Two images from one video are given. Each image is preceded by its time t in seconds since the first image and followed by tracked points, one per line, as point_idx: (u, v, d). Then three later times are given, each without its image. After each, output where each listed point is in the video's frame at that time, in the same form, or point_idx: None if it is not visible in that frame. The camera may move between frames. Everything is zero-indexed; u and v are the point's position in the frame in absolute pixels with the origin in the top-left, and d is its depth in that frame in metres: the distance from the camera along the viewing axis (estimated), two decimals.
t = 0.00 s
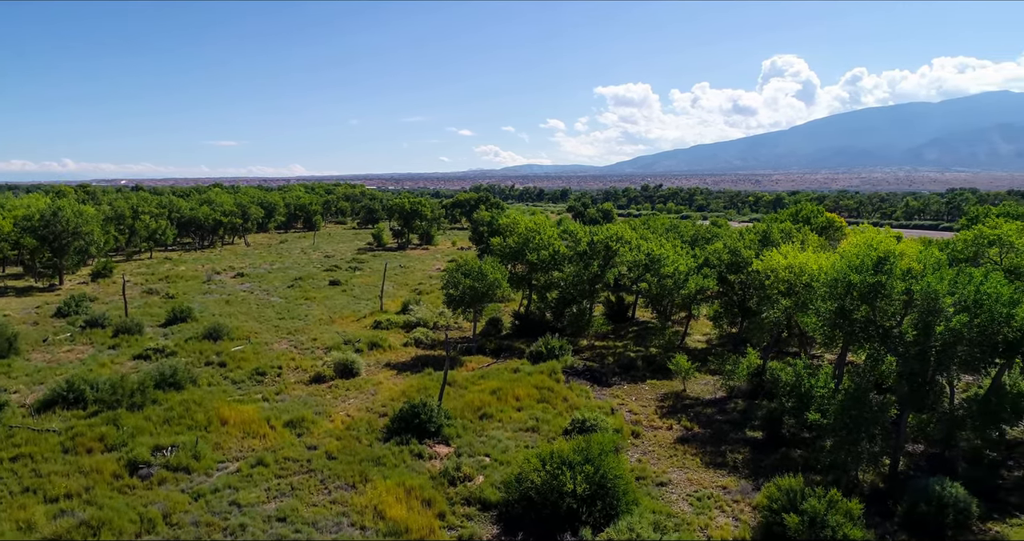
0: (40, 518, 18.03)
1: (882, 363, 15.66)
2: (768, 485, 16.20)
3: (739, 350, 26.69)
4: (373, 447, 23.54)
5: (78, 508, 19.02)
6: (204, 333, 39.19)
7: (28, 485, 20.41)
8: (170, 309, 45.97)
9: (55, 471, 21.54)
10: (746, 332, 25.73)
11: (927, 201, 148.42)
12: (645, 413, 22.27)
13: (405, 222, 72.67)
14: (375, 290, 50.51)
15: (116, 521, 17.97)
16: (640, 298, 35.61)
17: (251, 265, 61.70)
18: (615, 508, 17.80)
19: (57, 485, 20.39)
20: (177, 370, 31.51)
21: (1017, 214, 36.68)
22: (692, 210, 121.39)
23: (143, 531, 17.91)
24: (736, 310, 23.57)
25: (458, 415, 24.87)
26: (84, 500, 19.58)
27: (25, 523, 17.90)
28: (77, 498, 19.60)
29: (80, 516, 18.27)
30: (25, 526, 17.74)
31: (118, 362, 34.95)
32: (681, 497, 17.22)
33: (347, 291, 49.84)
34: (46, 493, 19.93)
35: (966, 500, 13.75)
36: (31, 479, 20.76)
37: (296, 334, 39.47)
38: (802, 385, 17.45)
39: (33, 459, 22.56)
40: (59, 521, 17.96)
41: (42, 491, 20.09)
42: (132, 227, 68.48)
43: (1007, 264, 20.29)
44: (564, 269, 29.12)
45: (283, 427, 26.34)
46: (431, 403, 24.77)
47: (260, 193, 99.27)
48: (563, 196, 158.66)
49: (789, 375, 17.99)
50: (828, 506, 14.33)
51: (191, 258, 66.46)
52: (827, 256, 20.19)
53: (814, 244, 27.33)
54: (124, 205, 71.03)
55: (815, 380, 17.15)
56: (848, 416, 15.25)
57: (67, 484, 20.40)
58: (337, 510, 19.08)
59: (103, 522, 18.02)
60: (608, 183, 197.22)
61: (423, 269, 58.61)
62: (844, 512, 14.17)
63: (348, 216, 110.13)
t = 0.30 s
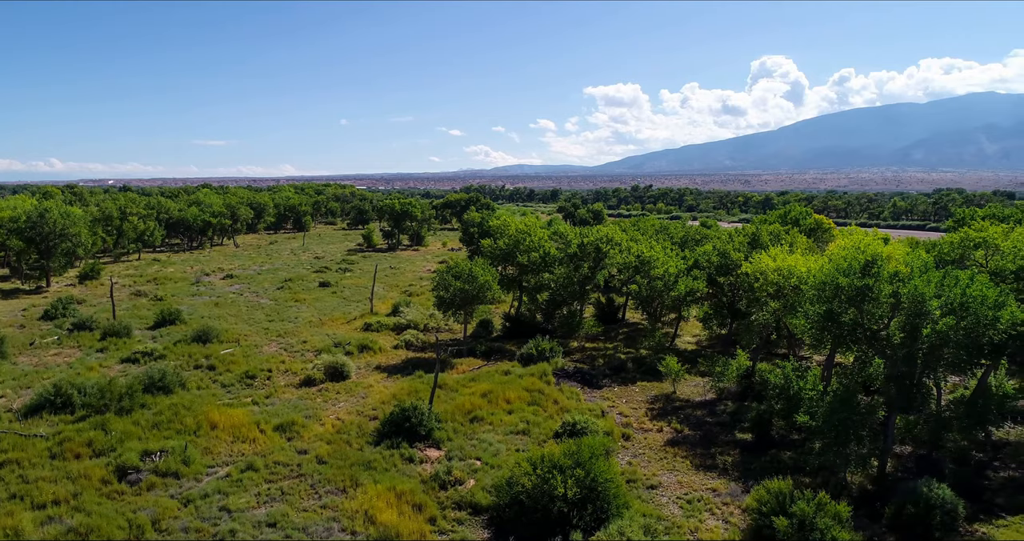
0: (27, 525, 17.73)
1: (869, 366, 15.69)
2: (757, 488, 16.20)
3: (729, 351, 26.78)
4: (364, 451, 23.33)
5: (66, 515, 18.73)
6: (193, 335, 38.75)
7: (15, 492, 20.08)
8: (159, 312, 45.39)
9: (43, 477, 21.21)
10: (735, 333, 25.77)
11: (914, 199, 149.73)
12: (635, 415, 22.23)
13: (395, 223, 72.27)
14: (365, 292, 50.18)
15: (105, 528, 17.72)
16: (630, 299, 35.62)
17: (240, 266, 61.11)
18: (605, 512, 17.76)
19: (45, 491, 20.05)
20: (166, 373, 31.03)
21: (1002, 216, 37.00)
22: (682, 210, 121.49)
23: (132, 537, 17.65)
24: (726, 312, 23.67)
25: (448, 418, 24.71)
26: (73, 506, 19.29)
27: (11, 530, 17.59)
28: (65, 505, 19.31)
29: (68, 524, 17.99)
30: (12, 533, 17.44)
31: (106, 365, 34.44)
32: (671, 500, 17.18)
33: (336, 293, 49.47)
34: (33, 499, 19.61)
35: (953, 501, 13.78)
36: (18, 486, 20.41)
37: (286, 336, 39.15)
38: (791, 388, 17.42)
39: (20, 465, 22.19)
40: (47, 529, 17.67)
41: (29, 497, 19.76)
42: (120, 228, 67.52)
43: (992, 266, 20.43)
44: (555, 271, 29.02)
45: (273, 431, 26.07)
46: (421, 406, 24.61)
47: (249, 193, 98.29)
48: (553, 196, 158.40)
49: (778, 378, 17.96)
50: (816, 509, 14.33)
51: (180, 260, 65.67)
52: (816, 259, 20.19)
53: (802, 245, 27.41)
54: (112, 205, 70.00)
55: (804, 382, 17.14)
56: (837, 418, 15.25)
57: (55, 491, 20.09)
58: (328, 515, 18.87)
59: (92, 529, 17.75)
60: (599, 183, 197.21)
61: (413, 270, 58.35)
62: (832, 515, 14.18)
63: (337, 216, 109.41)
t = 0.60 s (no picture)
0: (14, 533, 17.40)
1: (857, 368, 15.69)
2: (746, 491, 16.20)
3: (718, 352, 26.84)
4: (354, 455, 23.12)
5: (53, 522, 18.42)
6: (181, 339, 38.29)
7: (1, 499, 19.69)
8: (147, 314, 44.78)
9: (29, 483, 20.83)
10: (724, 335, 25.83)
11: (902, 197, 150.96)
12: (625, 418, 22.20)
13: (385, 224, 71.90)
14: (355, 294, 49.87)
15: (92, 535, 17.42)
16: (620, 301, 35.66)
17: (229, 268, 60.49)
18: (596, 515, 17.65)
19: (30, 498, 19.69)
20: (154, 377, 30.56)
21: (985, 218, 37.36)
22: (672, 211, 121.61)
23: None
24: (716, 313, 24.17)
25: (439, 421, 24.55)
26: (60, 513, 18.97)
27: None
28: (52, 512, 18.98)
29: (55, 531, 17.68)
30: None
31: (94, 369, 33.92)
32: (661, 503, 17.12)
33: (326, 295, 49.11)
34: (19, 506, 19.25)
35: (939, 502, 13.83)
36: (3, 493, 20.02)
37: (275, 338, 38.80)
38: (780, 390, 17.42)
39: (5, 471, 21.78)
40: (33, 537, 17.35)
41: (14, 504, 19.39)
42: (107, 230, 66.54)
43: (977, 269, 20.60)
44: (544, 273, 28.90)
45: (262, 435, 25.78)
46: (412, 410, 24.44)
47: (237, 193, 97.27)
48: (543, 197, 158.32)
49: (767, 380, 17.95)
50: (805, 512, 14.33)
51: (168, 261, 64.90)
52: (804, 261, 20.21)
53: (790, 247, 27.51)
54: (98, 206, 68.97)
55: (792, 385, 17.11)
56: (825, 421, 15.25)
57: (41, 497, 19.74)
58: (318, 520, 18.60)
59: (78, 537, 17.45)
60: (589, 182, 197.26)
61: (403, 272, 58.11)
62: (821, 517, 14.17)
63: (327, 217, 108.63)
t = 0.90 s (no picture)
0: None
1: (844, 371, 15.72)
2: (735, 493, 16.20)
3: (706, 354, 26.92)
4: (343, 459, 22.88)
5: (39, 529, 18.08)
6: (168, 342, 37.78)
7: None
8: (134, 317, 44.12)
9: (15, 490, 20.43)
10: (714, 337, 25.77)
11: (889, 196, 152.24)
12: (614, 420, 22.18)
13: (374, 225, 71.57)
14: (344, 295, 49.56)
15: None
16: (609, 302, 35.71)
17: (217, 270, 59.82)
18: (586, 519, 17.55)
19: (15, 505, 19.28)
20: (141, 381, 30.08)
21: (968, 220, 37.73)
22: (661, 211, 121.93)
23: None
24: (703, 315, 23.99)
25: (428, 425, 24.37)
26: (46, 520, 18.62)
27: None
28: (38, 519, 18.62)
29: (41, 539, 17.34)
30: None
31: (80, 373, 33.35)
32: (650, 505, 17.08)
33: (315, 297, 48.74)
34: (4, 514, 18.85)
35: (925, 503, 13.89)
36: None
37: (264, 341, 38.44)
38: (768, 393, 17.43)
39: None
40: None
41: None
42: (93, 231, 65.46)
43: (961, 272, 20.76)
44: (534, 275, 28.78)
45: (251, 439, 25.46)
46: (402, 414, 24.26)
47: (225, 194, 96.17)
48: (532, 197, 158.24)
49: (755, 382, 17.95)
50: (793, 514, 14.33)
51: (155, 263, 64.06)
52: (791, 264, 20.22)
53: (780, 249, 27.41)
54: (84, 207, 67.87)
55: (780, 387, 17.14)
56: (812, 423, 15.28)
57: (26, 504, 19.35)
58: (307, 525, 18.34)
59: None
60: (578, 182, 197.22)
61: (392, 273, 57.82)
62: (808, 520, 14.19)
63: (315, 218, 107.83)
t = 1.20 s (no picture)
0: None
1: (830, 373, 15.73)
2: (723, 496, 16.19)
3: (694, 355, 27.00)
4: (332, 463, 22.61)
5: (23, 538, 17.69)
6: (155, 345, 37.26)
7: None
8: (120, 319, 43.38)
9: None
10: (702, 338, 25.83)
11: (875, 195, 153.67)
12: (603, 422, 22.14)
13: (363, 226, 71.22)
14: (332, 297, 49.24)
15: None
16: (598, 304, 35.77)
17: (204, 271, 59.12)
18: (574, 523, 17.42)
19: None
20: (127, 385, 29.57)
21: (950, 223, 38.14)
22: (649, 211, 122.27)
23: None
24: (692, 316, 24.06)
25: (417, 428, 24.16)
26: (30, 528, 18.25)
27: None
28: (22, 527, 18.24)
29: None
30: None
31: (64, 377, 32.71)
32: (639, 508, 17.02)
33: (303, 298, 48.35)
34: None
35: (910, 504, 13.96)
36: None
37: (251, 344, 38.03)
38: (756, 394, 17.41)
39: None
40: None
41: None
42: (77, 232, 64.27)
43: (944, 273, 20.95)
44: (522, 276, 28.68)
45: (238, 444, 25.11)
46: (391, 417, 24.04)
47: (211, 195, 95.00)
48: (521, 198, 158.23)
49: (743, 384, 17.94)
50: (780, 517, 14.31)
51: (141, 264, 63.12)
52: (778, 266, 20.18)
53: (764, 250, 27.71)
54: (68, 209, 66.68)
55: (767, 389, 17.15)
56: (798, 425, 15.32)
57: (9, 512, 18.92)
58: (296, 530, 18.06)
59: None
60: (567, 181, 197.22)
61: (381, 274, 57.54)
62: (795, 522, 14.18)
63: (303, 218, 106.98)
